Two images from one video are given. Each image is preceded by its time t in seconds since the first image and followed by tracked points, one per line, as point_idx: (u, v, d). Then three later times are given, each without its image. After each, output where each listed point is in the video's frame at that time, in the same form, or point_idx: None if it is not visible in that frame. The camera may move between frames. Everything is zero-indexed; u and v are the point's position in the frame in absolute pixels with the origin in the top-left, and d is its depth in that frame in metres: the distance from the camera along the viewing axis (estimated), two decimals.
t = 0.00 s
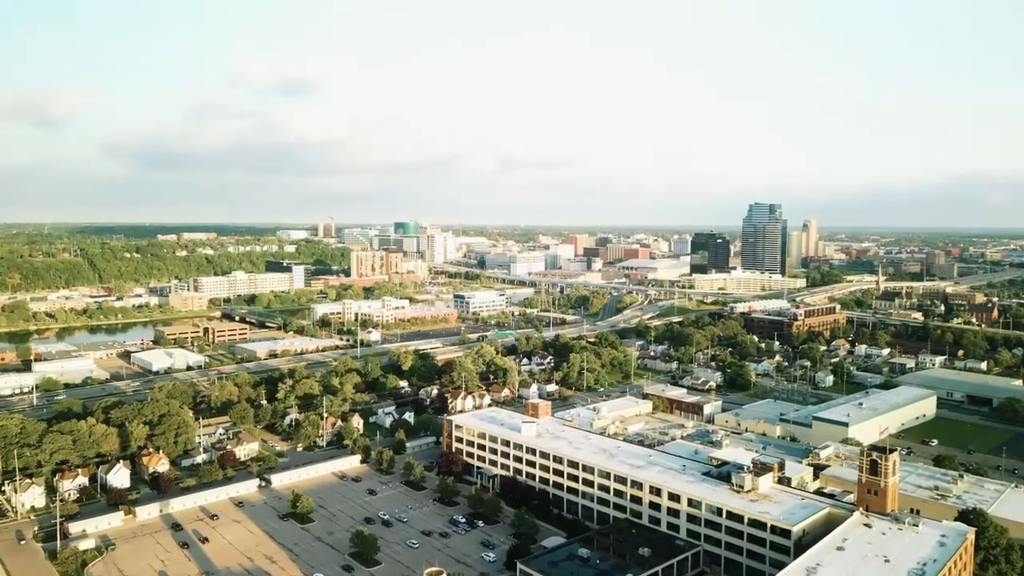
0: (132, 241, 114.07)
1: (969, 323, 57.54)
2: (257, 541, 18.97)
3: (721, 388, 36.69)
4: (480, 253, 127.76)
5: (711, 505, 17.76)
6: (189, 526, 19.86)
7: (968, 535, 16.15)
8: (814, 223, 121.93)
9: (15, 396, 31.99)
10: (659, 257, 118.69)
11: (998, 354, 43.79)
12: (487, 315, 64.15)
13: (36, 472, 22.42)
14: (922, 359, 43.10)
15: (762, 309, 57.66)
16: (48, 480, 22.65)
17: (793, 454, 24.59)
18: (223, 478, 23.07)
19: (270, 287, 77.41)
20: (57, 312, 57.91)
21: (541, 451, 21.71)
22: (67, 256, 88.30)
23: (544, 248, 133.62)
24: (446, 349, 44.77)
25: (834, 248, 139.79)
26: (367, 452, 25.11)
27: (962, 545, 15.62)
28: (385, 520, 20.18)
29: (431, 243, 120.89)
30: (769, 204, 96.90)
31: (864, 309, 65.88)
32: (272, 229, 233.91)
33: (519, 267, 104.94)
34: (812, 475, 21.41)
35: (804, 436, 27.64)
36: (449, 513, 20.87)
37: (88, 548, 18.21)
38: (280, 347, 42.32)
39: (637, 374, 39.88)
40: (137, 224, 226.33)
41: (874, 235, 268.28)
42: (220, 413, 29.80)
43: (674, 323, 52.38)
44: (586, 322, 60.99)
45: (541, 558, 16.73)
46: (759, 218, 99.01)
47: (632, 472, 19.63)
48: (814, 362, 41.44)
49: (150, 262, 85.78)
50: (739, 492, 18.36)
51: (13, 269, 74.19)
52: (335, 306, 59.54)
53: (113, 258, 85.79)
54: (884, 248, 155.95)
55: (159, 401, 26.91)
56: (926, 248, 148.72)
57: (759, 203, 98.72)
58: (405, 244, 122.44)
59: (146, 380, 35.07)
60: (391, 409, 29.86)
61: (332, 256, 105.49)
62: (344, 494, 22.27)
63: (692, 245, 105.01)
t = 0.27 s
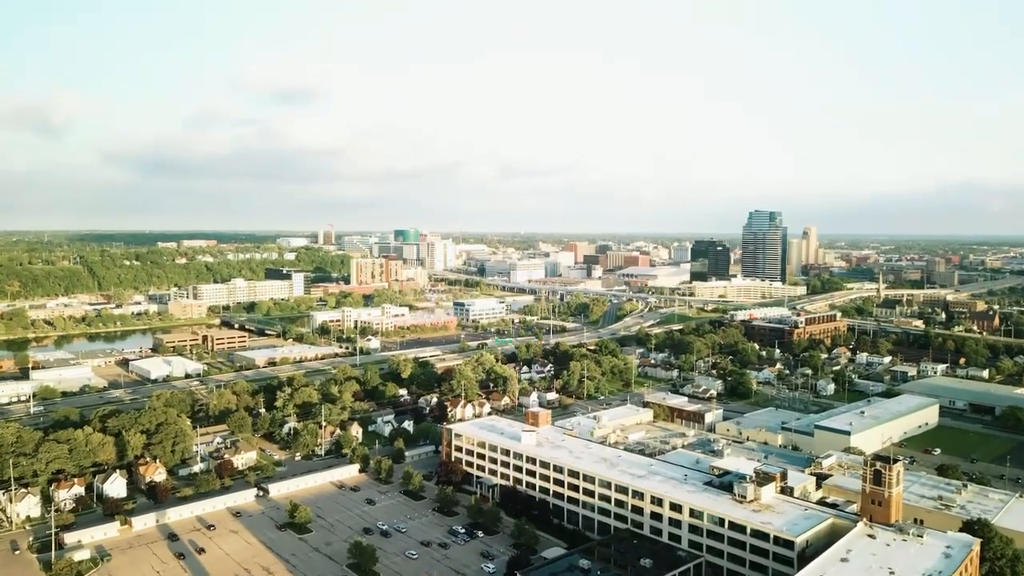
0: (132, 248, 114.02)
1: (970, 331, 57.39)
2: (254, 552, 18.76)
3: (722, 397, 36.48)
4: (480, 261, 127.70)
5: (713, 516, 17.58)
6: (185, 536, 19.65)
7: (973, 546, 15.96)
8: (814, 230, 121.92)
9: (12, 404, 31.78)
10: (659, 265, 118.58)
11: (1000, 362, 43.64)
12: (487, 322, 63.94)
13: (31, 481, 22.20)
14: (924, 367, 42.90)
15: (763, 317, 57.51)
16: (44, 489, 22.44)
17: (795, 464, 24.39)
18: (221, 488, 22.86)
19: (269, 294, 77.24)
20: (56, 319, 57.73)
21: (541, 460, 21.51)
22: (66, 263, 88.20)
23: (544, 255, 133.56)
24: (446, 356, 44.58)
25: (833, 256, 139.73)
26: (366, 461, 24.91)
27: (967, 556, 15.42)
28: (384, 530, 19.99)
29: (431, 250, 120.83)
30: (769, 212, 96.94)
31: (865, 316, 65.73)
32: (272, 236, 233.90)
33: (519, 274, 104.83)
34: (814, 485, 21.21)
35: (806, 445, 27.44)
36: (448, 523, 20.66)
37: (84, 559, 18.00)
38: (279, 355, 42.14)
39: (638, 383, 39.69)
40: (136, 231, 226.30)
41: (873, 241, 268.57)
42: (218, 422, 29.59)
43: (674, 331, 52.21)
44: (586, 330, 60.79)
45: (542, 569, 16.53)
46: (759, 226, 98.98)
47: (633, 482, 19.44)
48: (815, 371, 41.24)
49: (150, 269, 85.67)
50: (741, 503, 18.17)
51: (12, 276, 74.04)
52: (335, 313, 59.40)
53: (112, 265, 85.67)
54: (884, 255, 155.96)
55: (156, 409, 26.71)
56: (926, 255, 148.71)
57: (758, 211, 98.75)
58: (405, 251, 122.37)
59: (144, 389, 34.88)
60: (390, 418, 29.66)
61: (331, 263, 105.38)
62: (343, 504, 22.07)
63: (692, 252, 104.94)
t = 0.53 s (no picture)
0: (132, 256, 113.98)
1: (971, 338, 57.22)
2: (251, 563, 18.57)
3: (723, 405, 36.29)
4: (480, 268, 127.66)
5: (714, 527, 17.39)
6: (182, 546, 19.46)
7: (979, 557, 15.77)
8: (814, 238, 121.90)
9: (9, 413, 31.58)
10: (659, 272, 118.55)
11: (1002, 370, 43.49)
12: (486, 330, 63.80)
13: (27, 490, 22.01)
14: (925, 375, 42.73)
15: (763, 325, 57.38)
16: (39, 499, 22.24)
17: (797, 473, 24.21)
18: (218, 497, 22.68)
19: (269, 302, 77.11)
20: (54, 327, 57.60)
21: (541, 469, 21.33)
22: (66, 270, 88.09)
23: (544, 263, 133.55)
24: (446, 364, 44.38)
25: (834, 263, 139.70)
26: (364, 470, 24.72)
27: (973, 568, 15.23)
28: (382, 541, 19.78)
29: (431, 257, 120.83)
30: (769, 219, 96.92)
31: (865, 324, 65.57)
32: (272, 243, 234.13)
33: (519, 281, 104.71)
34: (817, 494, 21.01)
35: (808, 454, 27.23)
36: (447, 534, 20.46)
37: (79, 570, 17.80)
38: (278, 363, 41.97)
39: (639, 391, 39.52)
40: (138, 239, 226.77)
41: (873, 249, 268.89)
42: (215, 431, 29.39)
43: (674, 339, 52.06)
44: (586, 337, 60.61)
45: None
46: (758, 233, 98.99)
47: (633, 492, 19.25)
48: (816, 379, 41.06)
49: (149, 277, 85.55)
50: (743, 513, 17.99)
51: (11, 284, 73.92)
52: (334, 321, 59.27)
53: (111, 272, 85.60)
54: (884, 262, 155.99)
55: (153, 418, 26.55)
56: (926, 263, 148.71)
57: (758, 218, 98.82)
58: (405, 258, 122.29)
59: (142, 397, 34.71)
60: (389, 426, 29.48)
61: (331, 271, 105.27)
62: (341, 514, 21.87)
63: (692, 260, 104.86)
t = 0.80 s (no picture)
0: (132, 263, 113.88)
1: (972, 346, 57.08)
2: (248, 573, 18.37)
3: (724, 413, 36.08)
4: (479, 275, 127.58)
5: (717, 537, 17.20)
6: (178, 557, 19.25)
7: (985, 568, 15.58)
8: (814, 245, 121.85)
9: (6, 421, 31.40)
10: (659, 279, 118.45)
11: (1004, 378, 43.34)
12: (486, 337, 63.63)
13: (23, 500, 21.83)
14: (927, 383, 42.53)
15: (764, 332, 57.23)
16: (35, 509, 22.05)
17: (800, 483, 24.01)
18: (215, 506, 22.47)
19: (268, 309, 76.96)
20: (53, 334, 57.45)
21: (541, 478, 21.14)
22: (65, 278, 87.94)
23: (544, 270, 133.44)
24: (445, 372, 44.21)
25: (834, 271, 139.55)
26: (363, 479, 24.53)
27: None
28: (381, 551, 19.58)
29: (431, 265, 120.76)
30: (769, 227, 96.99)
31: (866, 332, 65.39)
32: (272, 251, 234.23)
33: (519, 289, 104.59)
34: (819, 504, 20.81)
35: (810, 463, 27.04)
36: (447, 544, 20.26)
37: None
38: (277, 371, 41.78)
39: (639, 399, 39.34)
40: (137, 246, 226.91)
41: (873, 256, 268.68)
42: (213, 439, 29.22)
43: (675, 346, 51.90)
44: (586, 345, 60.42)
45: None
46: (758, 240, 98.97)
47: (635, 502, 19.06)
48: (818, 387, 40.88)
49: (149, 284, 85.45)
50: (745, 523, 17.80)
51: (10, 291, 73.78)
52: (333, 328, 59.13)
53: (111, 280, 85.44)
54: (885, 270, 155.81)
55: (151, 426, 26.37)
56: (926, 270, 148.55)
57: (758, 225, 98.82)
58: (405, 266, 122.19)
59: (140, 405, 34.53)
60: (388, 435, 29.29)
61: (331, 278, 105.17)
62: (339, 524, 21.66)
63: (692, 267, 104.74)
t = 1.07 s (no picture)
0: (132, 271, 113.80)
1: (974, 354, 56.87)
2: None
3: (725, 422, 35.85)
4: (479, 283, 127.51)
5: (719, 548, 17.00)
6: (175, 568, 19.04)
7: None
8: (814, 253, 121.73)
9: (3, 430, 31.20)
10: (659, 287, 118.32)
11: (1006, 386, 43.09)
12: (486, 345, 63.44)
13: (18, 510, 21.61)
14: (929, 392, 42.33)
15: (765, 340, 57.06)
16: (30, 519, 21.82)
17: (802, 492, 23.79)
18: (212, 517, 22.24)
19: (267, 317, 76.81)
20: (51, 342, 57.28)
21: (542, 488, 20.94)
22: (65, 286, 87.81)
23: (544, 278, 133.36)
24: (445, 380, 44.01)
25: (834, 278, 139.51)
26: (361, 489, 24.32)
27: None
28: (380, 562, 19.36)
29: (431, 272, 120.73)
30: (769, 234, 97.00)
31: (867, 339, 65.23)
32: (272, 258, 234.34)
33: (519, 296, 104.46)
34: (822, 514, 20.60)
35: (812, 472, 26.85)
36: (446, 555, 20.04)
37: None
38: (275, 380, 41.57)
39: (640, 408, 39.14)
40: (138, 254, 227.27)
41: (872, 265, 268.72)
42: (211, 448, 29.00)
43: (676, 354, 51.71)
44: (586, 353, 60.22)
45: None
46: (758, 248, 98.86)
47: (636, 512, 18.86)
48: (819, 395, 40.68)
49: (148, 292, 85.33)
50: (748, 534, 17.61)
51: (9, 299, 73.66)
52: (333, 336, 58.96)
53: (110, 288, 85.32)
54: (885, 278, 155.83)
55: (148, 436, 26.18)
56: (926, 278, 148.50)
57: (758, 233, 98.79)
58: (405, 273, 122.12)
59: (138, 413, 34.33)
60: (387, 444, 29.09)
61: (330, 286, 105.04)
62: (337, 534, 21.44)
63: (692, 275, 104.62)
